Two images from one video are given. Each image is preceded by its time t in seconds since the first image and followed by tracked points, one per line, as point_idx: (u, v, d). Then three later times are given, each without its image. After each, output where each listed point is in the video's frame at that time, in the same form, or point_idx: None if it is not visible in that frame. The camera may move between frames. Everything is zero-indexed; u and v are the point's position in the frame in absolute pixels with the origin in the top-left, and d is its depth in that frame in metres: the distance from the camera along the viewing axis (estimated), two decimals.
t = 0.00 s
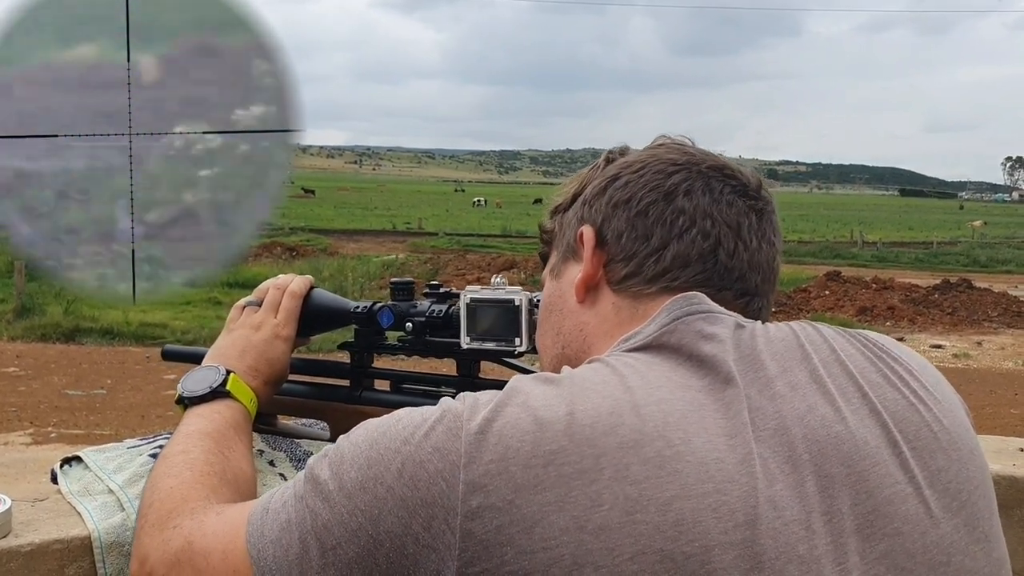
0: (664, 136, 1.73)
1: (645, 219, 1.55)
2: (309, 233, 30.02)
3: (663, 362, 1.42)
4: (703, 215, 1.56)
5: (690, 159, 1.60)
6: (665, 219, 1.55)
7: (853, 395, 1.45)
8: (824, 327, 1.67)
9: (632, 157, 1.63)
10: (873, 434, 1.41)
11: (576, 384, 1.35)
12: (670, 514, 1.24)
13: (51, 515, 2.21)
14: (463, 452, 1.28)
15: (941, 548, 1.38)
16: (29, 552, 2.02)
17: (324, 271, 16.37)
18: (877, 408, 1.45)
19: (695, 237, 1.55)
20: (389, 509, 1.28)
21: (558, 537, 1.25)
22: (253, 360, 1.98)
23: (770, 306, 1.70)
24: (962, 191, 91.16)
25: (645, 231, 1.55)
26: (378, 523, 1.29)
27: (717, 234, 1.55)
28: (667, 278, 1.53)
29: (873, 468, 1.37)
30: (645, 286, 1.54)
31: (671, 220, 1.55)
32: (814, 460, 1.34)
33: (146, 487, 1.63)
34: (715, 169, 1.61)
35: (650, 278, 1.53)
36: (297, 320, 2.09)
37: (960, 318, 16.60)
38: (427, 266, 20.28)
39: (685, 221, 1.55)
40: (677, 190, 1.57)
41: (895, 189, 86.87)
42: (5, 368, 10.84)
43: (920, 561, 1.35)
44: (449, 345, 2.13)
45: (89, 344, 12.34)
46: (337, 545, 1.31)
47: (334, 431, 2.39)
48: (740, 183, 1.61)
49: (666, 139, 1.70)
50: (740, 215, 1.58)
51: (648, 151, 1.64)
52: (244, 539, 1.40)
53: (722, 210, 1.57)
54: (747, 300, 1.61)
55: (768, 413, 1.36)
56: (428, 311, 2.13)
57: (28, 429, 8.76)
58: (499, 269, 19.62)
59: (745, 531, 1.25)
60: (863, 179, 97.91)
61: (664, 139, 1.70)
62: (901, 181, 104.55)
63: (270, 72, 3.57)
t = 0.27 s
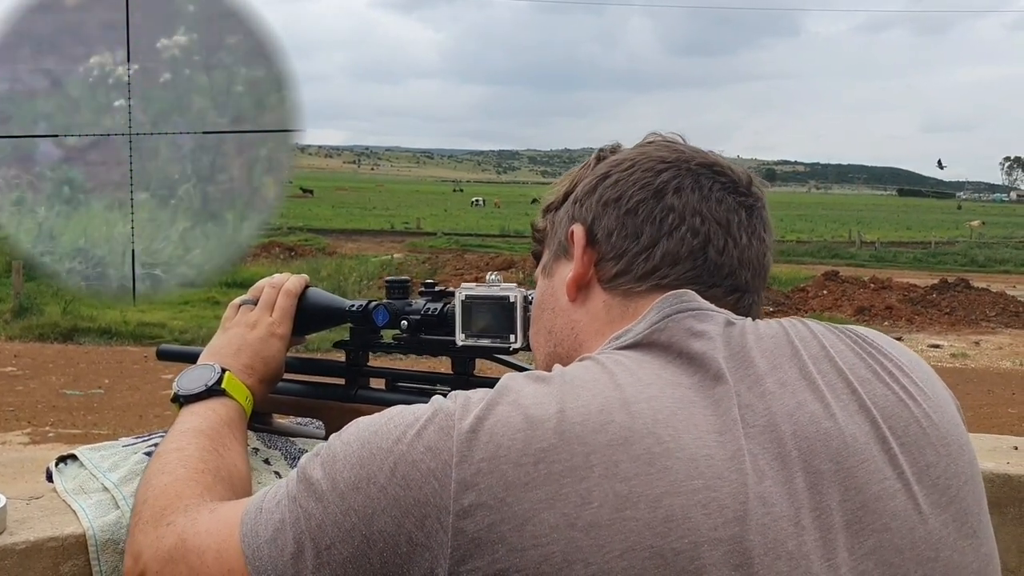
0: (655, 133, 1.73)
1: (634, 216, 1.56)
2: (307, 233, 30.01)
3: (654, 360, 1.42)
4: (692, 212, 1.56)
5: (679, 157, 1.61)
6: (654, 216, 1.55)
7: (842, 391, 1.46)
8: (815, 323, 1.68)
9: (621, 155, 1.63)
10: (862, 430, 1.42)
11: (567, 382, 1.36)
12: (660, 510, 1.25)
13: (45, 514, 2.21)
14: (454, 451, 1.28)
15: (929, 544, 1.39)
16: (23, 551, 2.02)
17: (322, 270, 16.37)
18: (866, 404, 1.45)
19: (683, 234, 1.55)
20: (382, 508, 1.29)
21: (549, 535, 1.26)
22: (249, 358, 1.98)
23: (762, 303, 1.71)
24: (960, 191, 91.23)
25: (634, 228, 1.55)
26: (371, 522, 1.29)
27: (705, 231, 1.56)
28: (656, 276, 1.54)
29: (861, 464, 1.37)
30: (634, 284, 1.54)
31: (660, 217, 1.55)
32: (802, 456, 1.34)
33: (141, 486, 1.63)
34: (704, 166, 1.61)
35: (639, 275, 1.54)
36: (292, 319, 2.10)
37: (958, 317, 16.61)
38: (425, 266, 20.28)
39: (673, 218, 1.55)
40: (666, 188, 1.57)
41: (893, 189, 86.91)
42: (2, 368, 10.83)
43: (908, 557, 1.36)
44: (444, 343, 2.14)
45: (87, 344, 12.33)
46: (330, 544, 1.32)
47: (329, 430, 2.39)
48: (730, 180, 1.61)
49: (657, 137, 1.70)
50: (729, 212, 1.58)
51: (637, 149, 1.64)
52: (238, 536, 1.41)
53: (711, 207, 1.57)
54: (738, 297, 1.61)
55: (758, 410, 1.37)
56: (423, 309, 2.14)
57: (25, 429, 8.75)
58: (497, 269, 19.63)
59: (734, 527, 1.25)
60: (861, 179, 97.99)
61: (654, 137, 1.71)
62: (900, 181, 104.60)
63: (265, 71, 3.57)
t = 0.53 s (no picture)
0: (650, 134, 1.73)
1: (628, 217, 1.56)
2: (307, 233, 30.03)
3: (649, 360, 1.43)
4: (686, 213, 1.56)
5: (673, 157, 1.61)
6: (648, 217, 1.56)
7: (836, 390, 1.46)
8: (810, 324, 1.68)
9: (616, 156, 1.64)
10: (856, 429, 1.42)
11: (562, 382, 1.36)
12: (655, 510, 1.25)
13: (44, 514, 2.21)
14: (450, 452, 1.29)
15: (923, 544, 1.39)
16: (22, 550, 2.02)
17: (322, 270, 16.37)
18: (859, 403, 1.46)
19: (678, 235, 1.55)
20: (379, 508, 1.29)
21: (545, 534, 1.26)
22: (247, 358, 1.99)
23: (757, 303, 1.71)
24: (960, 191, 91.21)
25: (629, 229, 1.55)
26: (368, 522, 1.30)
27: (699, 231, 1.56)
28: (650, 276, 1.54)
29: (855, 463, 1.37)
30: (628, 284, 1.54)
31: (654, 218, 1.56)
32: (796, 455, 1.35)
33: (139, 485, 1.63)
34: (698, 167, 1.61)
35: (634, 276, 1.54)
36: (290, 319, 2.10)
37: (958, 317, 16.62)
38: (426, 266, 20.29)
39: (667, 219, 1.56)
40: (660, 188, 1.57)
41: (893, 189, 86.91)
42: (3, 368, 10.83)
43: (902, 556, 1.36)
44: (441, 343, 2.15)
45: (87, 344, 12.34)
46: (328, 545, 1.32)
47: (327, 430, 2.39)
48: (724, 180, 1.62)
49: (651, 138, 1.71)
50: (723, 212, 1.58)
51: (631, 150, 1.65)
52: (236, 536, 1.41)
53: (705, 207, 1.57)
54: (732, 298, 1.61)
55: (752, 410, 1.37)
56: (420, 310, 2.15)
57: (25, 429, 8.75)
58: (497, 269, 19.64)
59: (728, 527, 1.26)
60: (861, 179, 98.00)
61: (649, 138, 1.71)
62: (899, 181, 104.60)
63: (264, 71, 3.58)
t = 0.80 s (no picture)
0: (647, 131, 1.74)
1: (626, 214, 1.56)
2: (307, 230, 30.04)
3: (645, 356, 1.43)
4: (683, 209, 1.57)
5: (670, 154, 1.61)
6: (645, 213, 1.56)
7: (830, 386, 1.47)
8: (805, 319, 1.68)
9: (613, 153, 1.64)
10: (851, 425, 1.42)
11: (559, 377, 1.37)
12: (650, 503, 1.26)
13: (41, 509, 2.22)
14: (447, 446, 1.29)
15: (918, 538, 1.40)
16: (19, 546, 2.03)
17: (321, 268, 16.38)
18: (854, 399, 1.46)
19: (675, 231, 1.56)
20: (376, 503, 1.30)
21: (541, 528, 1.27)
22: (245, 355, 1.99)
23: (753, 299, 1.71)
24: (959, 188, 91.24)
25: (626, 225, 1.56)
26: (366, 517, 1.31)
27: (695, 228, 1.57)
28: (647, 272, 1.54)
29: (849, 458, 1.38)
30: (626, 281, 1.55)
31: (651, 214, 1.56)
32: (790, 449, 1.35)
33: (137, 480, 1.64)
34: (695, 163, 1.62)
35: (631, 273, 1.55)
36: (287, 316, 2.11)
37: (957, 315, 16.63)
38: (425, 264, 20.30)
39: (664, 215, 1.56)
40: (658, 185, 1.58)
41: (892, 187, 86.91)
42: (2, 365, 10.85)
43: (896, 550, 1.37)
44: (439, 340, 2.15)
45: (86, 341, 12.34)
46: (326, 539, 1.33)
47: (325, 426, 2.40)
48: (721, 177, 1.62)
49: (649, 135, 1.71)
50: (719, 209, 1.59)
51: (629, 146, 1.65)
52: (232, 531, 1.41)
53: (701, 204, 1.58)
54: (729, 294, 1.62)
55: (748, 405, 1.38)
56: (418, 307, 2.15)
57: (24, 426, 8.76)
58: (496, 267, 19.65)
59: (723, 521, 1.26)
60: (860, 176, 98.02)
61: (647, 135, 1.71)
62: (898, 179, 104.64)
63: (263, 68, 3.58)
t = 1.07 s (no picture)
0: (645, 121, 1.74)
1: (623, 204, 1.56)
2: (306, 224, 30.02)
3: (644, 346, 1.43)
4: (680, 199, 1.57)
5: (667, 144, 1.61)
6: (643, 203, 1.56)
7: (829, 375, 1.47)
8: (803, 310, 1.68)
9: (611, 143, 1.64)
10: (849, 414, 1.42)
11: (557, 368, 1.37)
12: (649, 493, 1.26)
13: (38, 501, 2.22)
14: (446, 437, 1.29)
15: (916, 528, 1.40)
16: (16, 538, 2.04)
17: (320, 262, 16.37)
18: (853, 388, 1.46)
19: (672, 221, 1.56)
20: (375, 493, 1.30)
21: (540, 518, 1.27)
22: (242, 346, 1.99)
23: (751, 290, 1.71)
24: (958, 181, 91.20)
25: (624, 216, 1.56)
26: (365, 507, 1.31)
27: (692, 218, 1.56)
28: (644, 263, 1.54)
29: (848, 447, 1.38)
30: (623, 272, 1.55)
31: (649, 205, 1.56)
32: (789, 439, 1.35)
33: (135, 470, 1.64)
34: (693, 154, 1.61)
35: (628, 264, 1.54)
36: (285, 307, 2.11)
37: (956, 308, 16.63)
38: (424, 258, 20.29)
39: (661, 205, 1.56)
40: (655, 175, 1.57)
41: (891, 180, 86.89)
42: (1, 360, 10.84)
43: (895, 539, 1.37)
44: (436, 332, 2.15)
45: (85, 335, 12.34)
46: (324, 529, 1.33)
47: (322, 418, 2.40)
48: (718, 168, 1.62)
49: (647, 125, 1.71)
50: (716, 200, 1.58)
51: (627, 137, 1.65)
52: (230, 521, 1.42)
53: (699, 193, 1.58)
54: (726, 285, 1.62)
55: (746, 395, 1.38)
56: (414, 299, 2.14)
57: (23, 420, 8.76)
58: (495, 261, 19.63)
59: (722, 511, 1.26)
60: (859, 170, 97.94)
61: (645, 125, 1.71)
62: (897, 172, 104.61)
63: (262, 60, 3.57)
